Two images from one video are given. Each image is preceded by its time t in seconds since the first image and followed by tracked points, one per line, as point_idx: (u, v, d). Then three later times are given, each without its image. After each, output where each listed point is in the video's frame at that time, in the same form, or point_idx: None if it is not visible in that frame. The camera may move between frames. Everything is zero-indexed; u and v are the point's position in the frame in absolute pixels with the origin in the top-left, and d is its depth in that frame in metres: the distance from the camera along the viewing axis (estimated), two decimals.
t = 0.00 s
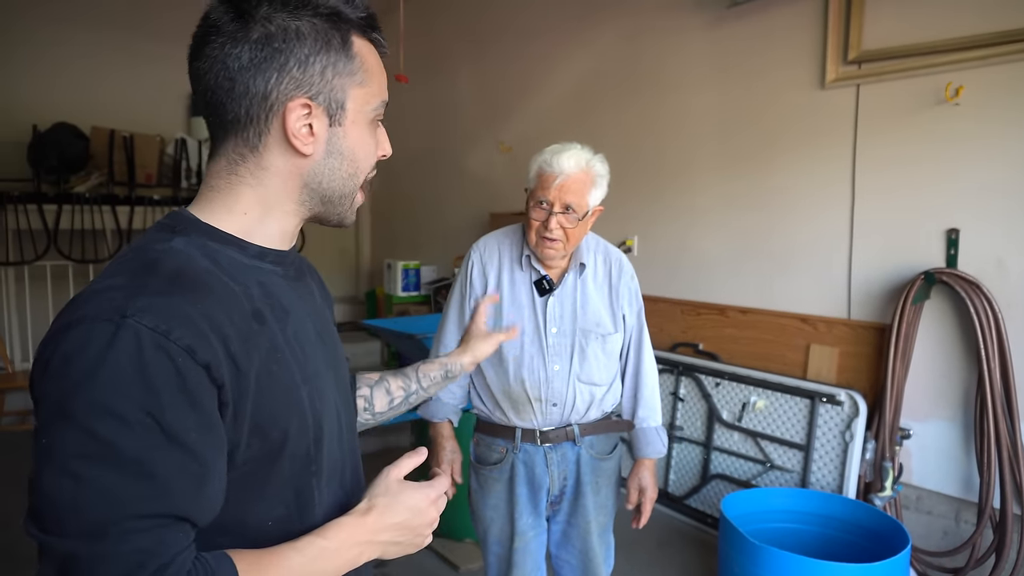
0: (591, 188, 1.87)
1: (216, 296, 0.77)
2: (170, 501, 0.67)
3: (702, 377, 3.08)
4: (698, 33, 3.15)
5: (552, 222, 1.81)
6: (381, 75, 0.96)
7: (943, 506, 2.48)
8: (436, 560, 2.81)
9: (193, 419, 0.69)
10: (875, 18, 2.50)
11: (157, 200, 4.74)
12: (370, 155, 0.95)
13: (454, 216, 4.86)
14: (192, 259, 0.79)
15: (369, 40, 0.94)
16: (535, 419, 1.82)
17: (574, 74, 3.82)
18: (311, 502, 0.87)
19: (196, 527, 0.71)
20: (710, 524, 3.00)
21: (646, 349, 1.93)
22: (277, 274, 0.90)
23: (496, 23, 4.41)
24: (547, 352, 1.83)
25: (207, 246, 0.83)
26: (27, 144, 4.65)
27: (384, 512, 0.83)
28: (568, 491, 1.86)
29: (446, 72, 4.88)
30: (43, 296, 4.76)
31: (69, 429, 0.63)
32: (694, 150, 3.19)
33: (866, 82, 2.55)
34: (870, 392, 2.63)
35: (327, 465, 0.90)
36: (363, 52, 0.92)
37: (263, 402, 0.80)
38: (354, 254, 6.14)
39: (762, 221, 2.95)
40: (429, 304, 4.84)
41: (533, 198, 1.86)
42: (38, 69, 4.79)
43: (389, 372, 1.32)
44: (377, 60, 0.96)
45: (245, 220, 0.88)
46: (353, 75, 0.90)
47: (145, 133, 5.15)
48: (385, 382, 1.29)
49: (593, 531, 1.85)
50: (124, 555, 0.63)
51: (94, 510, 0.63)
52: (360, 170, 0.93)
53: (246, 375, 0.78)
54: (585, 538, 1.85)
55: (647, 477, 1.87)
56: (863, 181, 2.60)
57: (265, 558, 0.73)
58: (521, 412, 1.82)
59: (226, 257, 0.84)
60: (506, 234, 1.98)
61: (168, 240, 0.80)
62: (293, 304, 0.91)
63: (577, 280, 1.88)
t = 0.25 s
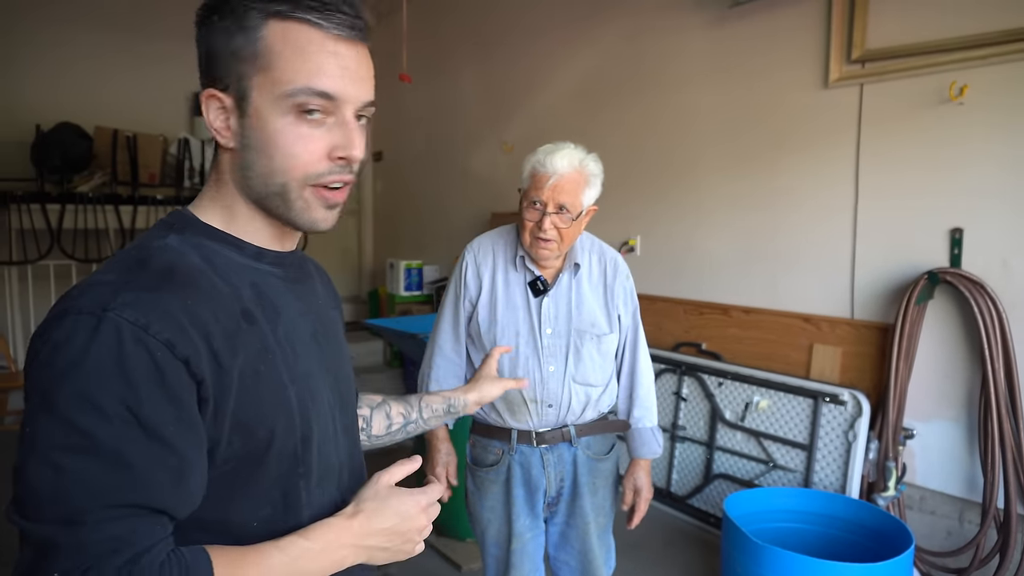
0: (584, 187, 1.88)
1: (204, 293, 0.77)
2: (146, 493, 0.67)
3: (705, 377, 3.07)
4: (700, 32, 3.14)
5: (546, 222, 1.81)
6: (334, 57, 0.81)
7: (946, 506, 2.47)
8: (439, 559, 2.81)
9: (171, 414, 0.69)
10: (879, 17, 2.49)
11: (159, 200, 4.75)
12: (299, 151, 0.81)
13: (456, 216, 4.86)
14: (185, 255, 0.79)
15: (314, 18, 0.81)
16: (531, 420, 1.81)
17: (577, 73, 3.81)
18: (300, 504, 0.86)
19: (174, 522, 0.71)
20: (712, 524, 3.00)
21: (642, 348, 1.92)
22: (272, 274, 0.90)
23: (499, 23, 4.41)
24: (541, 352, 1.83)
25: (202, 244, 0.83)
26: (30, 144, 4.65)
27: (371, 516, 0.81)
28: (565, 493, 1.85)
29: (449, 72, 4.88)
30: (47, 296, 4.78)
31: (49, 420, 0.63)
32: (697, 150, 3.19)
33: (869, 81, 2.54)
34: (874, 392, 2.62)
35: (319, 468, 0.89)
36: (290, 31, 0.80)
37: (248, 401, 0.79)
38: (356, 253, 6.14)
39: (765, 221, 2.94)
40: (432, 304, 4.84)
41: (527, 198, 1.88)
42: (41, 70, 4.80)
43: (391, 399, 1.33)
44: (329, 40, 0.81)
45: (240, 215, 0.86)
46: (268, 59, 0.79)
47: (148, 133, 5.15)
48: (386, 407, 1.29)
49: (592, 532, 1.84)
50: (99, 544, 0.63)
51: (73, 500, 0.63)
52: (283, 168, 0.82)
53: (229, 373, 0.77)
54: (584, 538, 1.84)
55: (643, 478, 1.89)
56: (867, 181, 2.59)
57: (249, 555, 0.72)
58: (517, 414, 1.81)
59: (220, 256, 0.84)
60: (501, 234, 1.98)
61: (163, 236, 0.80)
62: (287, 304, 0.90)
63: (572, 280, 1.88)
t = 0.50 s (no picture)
0: (579, 187, 1.88)
1: (185, 292, 0.78)
2: (111, 491, 0.66)
3: (708, 377, 3.07)
4: (703, 32, 3.14)
5: (541, 222, 1.81)
6: (297, 57, 0.82)
7: (950, 506, 2.46)
8: (442, 559, 2.81)
9: (141, 411, 0.69)
10: (882, 16, 2.49)
11: (162, 200, 4.76)
12: (259, 152, 0.82)
13: (459, 216, 4.86)
14: (172, 254, 0.80)
15: (278, 16, 0.81)
16: (528, 421, 1.80)
17: (580, 73, 3.81)
18: (282, 506, 0.86)
19: (146, 520, 0.71)
20: (715, 524, 2.99)
21: (638, 347, 1.93)
22: (267, 276, 0.90)
23: (502, 23, 4.41)
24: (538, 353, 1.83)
25: (191, 243, 0.84)
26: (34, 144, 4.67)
27: (350, 527, 0.81)
28: (564, 492, 1.85)
29: (452, 71, 4.88)
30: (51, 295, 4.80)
31: (23, 413, 0.64)
32: (700, 149, 3.18)
33: (872, 80, 2.54)
34: (877, 392, 2.62)
35: (306, 470, 0.88)
36: (252, 30, 0.81)
37: (226, 401, 0.79)
38: (360, 253, 6.15)
39: (769, 221, 2.94)
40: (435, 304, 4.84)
41: (521, 198, 1.87)
42: (46, 70, 4.82)
43: (418, 403, 1.33)
44: (292, 39, 0.82)
45: (229, 216, 0.87)
46: (232, 59, 0.81)
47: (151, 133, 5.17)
48: (410, 411, 1.30)
49: (592, 532, 1.84)
50: (62, 538, 0.63)
51: (39, 493, 0.63)
52: (245, 168, 0.83)
53: (205, 373, 0.77)
54: (584, 539, 1.85)
55: (642, 477, 1.90)
56: (870, 180, 2.59)
57: (222, 557, 0.72)
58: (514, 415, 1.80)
59: (210, 255, 0.85)
60: (496, 234, 1.97)
61: (152, 236, 0.82)
62: (280, 305, 0.90)
63: (567, 280, 1.88)
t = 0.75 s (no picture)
0: (573, 186, 1.89)
1: (183, 291, 0.78)
2: (107, 487, 0.67)
3: (710, 377, 3.06)
4: (705, 31, 3.14)
5: (537, 223, 1.82)
6: (292, 52, 0.82)
7: (953, 506, 2.46)
8: (445, 559, 2.82)
9: (137, 408, 0.69)
10: (885, 15, 2.48)
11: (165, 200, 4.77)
12: (257, 147, 0.82)
13: (462, 215, 4.86)
14: (172, 252, 0.81)
15: (273, 10, 0.82)
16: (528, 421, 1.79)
17: (582, 72, 3.80)
18: (281, 505, 0.86)
19: (143, 517, 0.71)
20: (718, 524, 2.99)
21: (638, 344, 1.92)
22: (268, 275, 0.90)
23: (503, 22, 4.41)
24: (537, 352, 1.84)
25: (192, 242, 0.84)
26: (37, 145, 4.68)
27: (350, 527, 0.82)
28: (565, 491, 1.85)
29: (454, 71, 4.88)
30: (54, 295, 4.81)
31: (21, 408, 0.65)
32: (703, 149, 3.18)
33: (876, 79, 2.53)
34: (880, 392, 2.62)
35: (306, 470, 0.88)
36: (247, 25, 0.81)
37: (223, 400, 0.79)
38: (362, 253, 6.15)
39: (771, 220, 2.93)
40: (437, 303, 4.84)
41: (516, 200, 1.88)
42: (47, 70, 4.83)
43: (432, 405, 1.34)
44: (287, 33, 0.82)
45: (231, 215, 0.87)
46: (229, 56, 0.82)
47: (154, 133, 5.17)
48: (423, 413, 1.31)
49: (594, 533, 1.83)
50: (58, 533, 0.64)
51: (34, 486, 0.64)
52: (244, 164, 0.83)
53: (203, 371, 0.77)
54: (585, 540, 1.83)
55: (643, 473, 1.90)
56: (873, 180, 2.58)
57: (219, 555, 0.73)
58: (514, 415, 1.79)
59: (211, 255, 0.85)
60: (492, 235, 1.97)
61: (153, 235, 0.82)
62: (282, 304, 0.90)
63: (564, 279, 1.88)
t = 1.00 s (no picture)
0: (573, 186, 1.89)
1: (192, 289, 0.78)
2: (126, 488, 0.66)
3: (712, 377, 3.06)
4: (706, 30, 3.13)
5: (537, 224, 1.82)
6: (295, 35, 0.82)
7: (954, 506, 2.45)
8: (445, 559, 2.81)
9: (153, 408, 0.69)
10: (887, 14, 2.47)
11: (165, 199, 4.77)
12: (263, 132, 0.82)
13: (462, 215, 4.86)
14: (177, 250, 0.80)
15: None
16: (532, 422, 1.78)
17: (582, 72, 3.80)
18: (292, 503, 0.86)
19: (162, 517, 0.71)
20: (719, 523, 2.99)
21: (641, 345, 1.92)
22: (272, 272, 0.89)
23: (504, 21, 4.40)
24: (540, 353, 1.83)
25: (197, 240, 0.83)
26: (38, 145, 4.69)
27: (366, 519, 0.81)
28: (569, 490, 1.84)
29: (454, 70, 4.88)
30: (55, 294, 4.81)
31: (34, 411, 0.64)
32: (704, 148, 3.17)
33: (877, 78, 2.52)
34: (881, 392, 2.61)
35: (314, 467, 0.88)
36: (248, 12, 0.81)
37: (234, 398, 0.79)
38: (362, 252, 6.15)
39: (772, 219, 2.93)
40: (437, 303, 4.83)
41: (516, 201, 1.88)
42: (47, 70, 4.84)
43: (426, 403, 1.32)
44: (289, 18, 0.82)
45: (236, 211, 0.87)
46: (230, 44, 0.82)
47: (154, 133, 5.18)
48: (416, 411, 1.29)
49: (598, 534, 1.83)
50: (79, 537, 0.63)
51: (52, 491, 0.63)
52: (250, 151, 0.83)
53: (215, 370, 0.77)
54: (590, 540, 1.83)
55: (644, 471, 1.91)
56: (874, 179, 2.58)
57: (236, 552, 0.72)
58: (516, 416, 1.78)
59: (215, 252, 0.84)
60: (493, 236, 1.97)
61: (157, 233, 0.81)
62: (287, 301, 0.90)
63: (566, 279, 1.88)
